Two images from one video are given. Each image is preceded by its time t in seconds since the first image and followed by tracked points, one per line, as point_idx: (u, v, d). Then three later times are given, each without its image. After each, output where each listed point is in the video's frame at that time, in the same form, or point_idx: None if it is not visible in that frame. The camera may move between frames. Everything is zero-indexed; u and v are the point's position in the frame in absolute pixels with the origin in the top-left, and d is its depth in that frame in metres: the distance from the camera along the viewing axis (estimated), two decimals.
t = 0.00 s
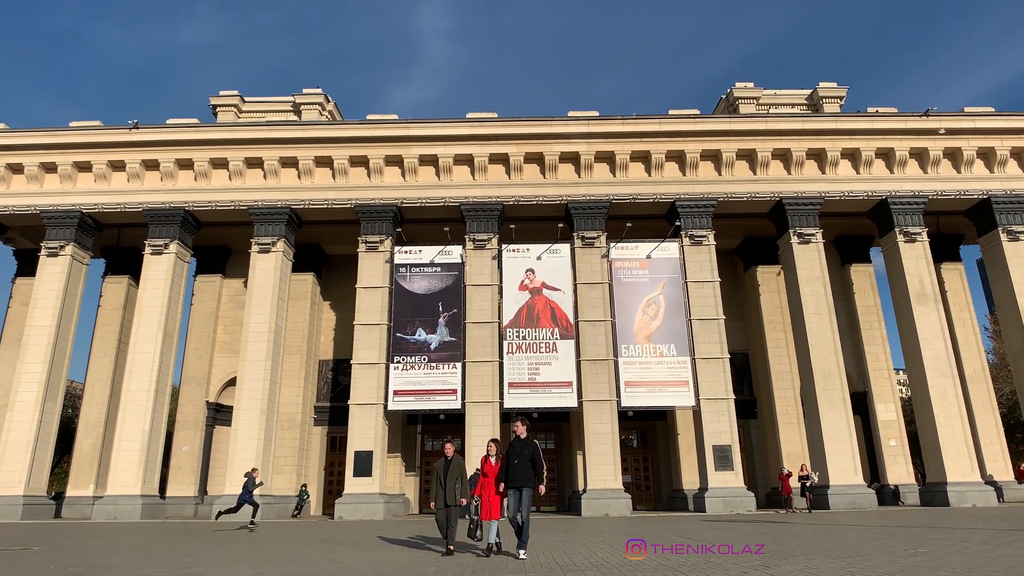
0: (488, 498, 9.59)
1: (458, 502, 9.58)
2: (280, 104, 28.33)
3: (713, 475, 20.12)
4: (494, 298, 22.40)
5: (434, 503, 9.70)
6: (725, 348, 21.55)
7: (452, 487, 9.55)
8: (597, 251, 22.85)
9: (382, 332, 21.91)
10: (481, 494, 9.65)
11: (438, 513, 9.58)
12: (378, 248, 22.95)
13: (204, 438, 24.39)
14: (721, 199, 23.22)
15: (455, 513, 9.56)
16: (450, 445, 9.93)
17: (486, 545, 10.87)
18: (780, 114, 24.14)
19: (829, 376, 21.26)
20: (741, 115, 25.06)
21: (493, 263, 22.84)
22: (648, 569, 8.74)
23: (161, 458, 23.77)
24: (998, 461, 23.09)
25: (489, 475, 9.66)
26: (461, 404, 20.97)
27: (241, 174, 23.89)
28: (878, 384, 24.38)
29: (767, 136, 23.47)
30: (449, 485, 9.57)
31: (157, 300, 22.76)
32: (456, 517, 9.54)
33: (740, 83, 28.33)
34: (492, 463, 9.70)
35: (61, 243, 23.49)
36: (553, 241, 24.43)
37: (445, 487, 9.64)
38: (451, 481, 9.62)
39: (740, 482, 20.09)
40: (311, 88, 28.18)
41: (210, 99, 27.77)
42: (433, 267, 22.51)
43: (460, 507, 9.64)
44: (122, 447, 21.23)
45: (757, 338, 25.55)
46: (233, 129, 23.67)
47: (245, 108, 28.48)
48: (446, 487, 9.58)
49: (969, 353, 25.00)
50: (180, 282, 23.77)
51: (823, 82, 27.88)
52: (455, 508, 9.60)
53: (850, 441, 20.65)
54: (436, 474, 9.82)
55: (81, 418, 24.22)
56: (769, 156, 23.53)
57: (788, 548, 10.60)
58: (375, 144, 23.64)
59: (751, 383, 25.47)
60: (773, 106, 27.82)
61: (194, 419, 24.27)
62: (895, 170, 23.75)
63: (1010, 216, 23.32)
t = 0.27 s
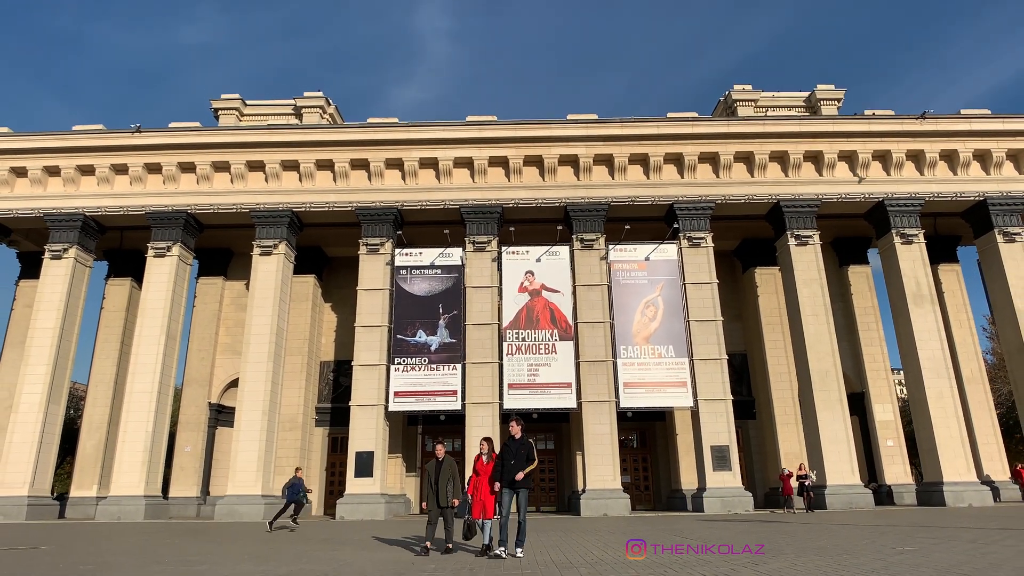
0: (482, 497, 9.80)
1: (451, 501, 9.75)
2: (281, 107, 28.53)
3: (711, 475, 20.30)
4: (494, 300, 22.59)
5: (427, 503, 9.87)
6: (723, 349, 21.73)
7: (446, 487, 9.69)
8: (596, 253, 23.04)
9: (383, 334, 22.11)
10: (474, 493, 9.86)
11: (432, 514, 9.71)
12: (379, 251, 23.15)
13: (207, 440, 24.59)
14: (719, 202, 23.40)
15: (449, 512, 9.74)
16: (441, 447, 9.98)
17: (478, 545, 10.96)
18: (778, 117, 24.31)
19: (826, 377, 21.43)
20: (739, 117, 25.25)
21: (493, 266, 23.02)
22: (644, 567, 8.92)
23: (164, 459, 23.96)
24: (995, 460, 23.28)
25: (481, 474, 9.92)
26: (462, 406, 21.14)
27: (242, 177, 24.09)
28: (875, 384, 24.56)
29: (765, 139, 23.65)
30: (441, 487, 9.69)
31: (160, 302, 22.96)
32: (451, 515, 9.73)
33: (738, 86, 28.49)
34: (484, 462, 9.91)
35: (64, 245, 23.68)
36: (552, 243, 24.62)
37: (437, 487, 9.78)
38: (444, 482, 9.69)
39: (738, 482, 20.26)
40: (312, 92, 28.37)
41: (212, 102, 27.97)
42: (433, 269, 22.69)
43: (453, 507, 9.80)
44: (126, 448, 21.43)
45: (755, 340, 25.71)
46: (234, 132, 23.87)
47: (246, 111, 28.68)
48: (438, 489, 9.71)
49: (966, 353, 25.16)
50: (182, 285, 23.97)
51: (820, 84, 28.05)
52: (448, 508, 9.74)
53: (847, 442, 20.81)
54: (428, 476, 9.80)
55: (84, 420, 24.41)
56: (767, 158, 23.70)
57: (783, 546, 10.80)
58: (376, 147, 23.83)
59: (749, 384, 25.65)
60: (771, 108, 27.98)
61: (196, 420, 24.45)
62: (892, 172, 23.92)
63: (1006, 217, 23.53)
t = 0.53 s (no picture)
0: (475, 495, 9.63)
1: (442, 501, 9.86)
2: (282, 110, 28.72)
3: (709, 476, 20.48)
4: (493, 302, 22.78)
5: (418, 504, 9.91)
6: (721, 350, 21.93)
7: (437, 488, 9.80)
8: (595, 255, 23.23)
9: (384, 335, 22.31)
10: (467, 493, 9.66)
11: (423, 513, 9.78)
12: (380, 253, 23.34)
13: (209, 440, 24.80)
14: (717, 204, 23.59)
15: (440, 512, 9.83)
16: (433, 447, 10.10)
17: (472, 544, 11.07)
18: (775, 120, 24.50)
19: (823, 378, 21.61)
20: (737, 120, 25.43)
21: (493, 268, 23.21)
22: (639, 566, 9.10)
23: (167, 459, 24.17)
24: (991, 461, 23.47)
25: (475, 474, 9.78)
26: (462, 406, 21.34)
27: (244, 180, 24.28)
28: (873, 385, 24.76)
29: (762, 141, 23.83)
30: (433, 487, 9.80)
31: (163, 304, 23.16)
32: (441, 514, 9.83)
33: (736, 88, 28.66)
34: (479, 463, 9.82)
35: (68, 248, 23.89)
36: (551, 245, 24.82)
37: (428, 487, 9.86)
38: (435, 481, 9.80)
39: (735, 482, 20.45)
40: (313, 94, 28.56)
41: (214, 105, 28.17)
42: (434, 271, 22.89)
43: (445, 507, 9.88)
44: (129, 448, 21.63)
45: (753, 341, 25.89)
46: (236, 135, 24.07)
47: (248, 114, 28.88)
48: (430, 489, 9.79)
49: (962, 354, 25.35)
50: (185, 287, 24.17)
51: (818, 87, 28.22)
52: (439, 508, 9.84)
53: (844, 442, 21.00)
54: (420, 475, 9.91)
55: (88, 421, 24.61)
56: (765, 161, 23.88)
57: (778, 545, 10.99)
58: (377, 150, 24.02)
59: (747, 385, 25.83)
60: (769, 111, 28.15)
61: (198, 421, 24.66)
62: (889, 174, 24.10)
63: (1002, 219, 23.72)
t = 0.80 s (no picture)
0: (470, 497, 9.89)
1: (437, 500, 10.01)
2: (284, 113, 28.94)
3: (707, 476, 20.68)
4: (493, 304, 22.99)
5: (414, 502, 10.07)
6: (718, 352, 22.14)
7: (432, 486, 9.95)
8: (594, 257, 23.44)
9: (385, 337, 22.52)
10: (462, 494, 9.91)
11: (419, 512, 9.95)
12: (381, 255, 23.56)
13: (212, 440, 25.02)
14: (715, 207, 23.80)
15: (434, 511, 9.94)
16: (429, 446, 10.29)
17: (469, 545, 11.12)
18: (773, 123, 24.69)
19: (820, 379, 21.81)
20: (735, 124, 25.63)
21: (493, 269, 23.42)
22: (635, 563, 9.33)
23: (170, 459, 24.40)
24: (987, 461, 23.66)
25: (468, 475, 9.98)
26: (462, 407, 21.56)
27: (247, 182, 24.49)
28: (870, 386, 24.95)
29: (760, 144, 24.02)
30: (428, 486, 9.95)
31: (166, 305, 23.37)
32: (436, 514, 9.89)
33: (735, 91, 28.84)
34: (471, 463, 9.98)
35: (72, 250, 24.10)
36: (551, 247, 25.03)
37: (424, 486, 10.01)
38: (430, 480, 9.96)
39: (733, 482, 20.65)
40: (314, 97, 28.76)
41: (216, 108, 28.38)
42: (434, 273, 23.09)
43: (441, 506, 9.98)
44: (133, 448, 21.85)
45: (751, 342, 26.09)
46: (239, 138, 24.28)
47: (250, 117, 29.09)
48: (426, 487, 9.95)
49: (959, 356, 25.54)
50: (188, 288, 24.39)
51: (816, 90, 28.41)
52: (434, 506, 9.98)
53: (841, 443, 21.20)
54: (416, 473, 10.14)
55: (92, 421, 24.83)
56: (762, 164, 24.08)
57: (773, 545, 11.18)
58: (377, 153, 24.24)
59: (746, 386, 26.02)
60: (767, 114, 28.35)
61: (201, 421, 24.87)
62: (886, 177, 24.29)
63: (998, 222, 23.91)
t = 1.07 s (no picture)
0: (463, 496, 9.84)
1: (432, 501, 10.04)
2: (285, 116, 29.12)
3: (704, 476, 20.88)
4: (493, 305, 23.20)
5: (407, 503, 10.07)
6: (716, 353, 22.35)
7: (427, 486, 9.96)
8: (593, 259, 23.65)
9: (386, 338, 22.73)
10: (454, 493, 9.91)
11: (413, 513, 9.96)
12: (381, 257, 23.75)
13: (213, 441, 25.21)
14: (712, 209, 24.02)
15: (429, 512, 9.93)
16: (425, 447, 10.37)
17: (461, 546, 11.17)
18: (771, 126, 24.90)
19: (817, 380, 22.03)
20: (733, 127, 25.85)
21: (493, 271, 23.63)
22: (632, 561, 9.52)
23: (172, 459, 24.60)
24: (983, 462, 23.89)
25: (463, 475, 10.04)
26: (462, 408, 21.77)
27: (248, 185, 24.69)
28: (866, 387, 25.17)
29: (758, 147, 24.23)
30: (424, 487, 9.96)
31: (168, 307, 23.55)
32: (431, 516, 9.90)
33: (733, 94, 29.04)
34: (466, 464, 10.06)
35: (75, 251, 24.29)
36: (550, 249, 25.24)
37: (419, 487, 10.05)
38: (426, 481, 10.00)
39: (730, 482, 20.86)
40: (315, 100, 28.94)
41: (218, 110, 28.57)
42: (435, 275, 23.29)
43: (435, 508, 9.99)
44: (135, 448, 22.04)
45: (749, 343, 26.31)
46: (240, 141, 24.47)
47: (251, 119, 29.28)
48: (421, 488, 9.98)
49: (954, 357, 25.76)
50: (190, 290, 24.58)
51: (814, 93, 28.62)
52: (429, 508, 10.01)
53: (837, 444, 21.42)
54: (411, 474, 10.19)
55: (94, 421, 25.02)
56: (760, 166, 24.29)
57: (768, 544, 11.39)
58: (378, 156, 24.43)
59: (743, 387, 26.23)
60: (765, 117, 28.55)
61: (202, 422, 25.06)
62: (882, 180, 24.51)
63: (993, 225, 24.15)
